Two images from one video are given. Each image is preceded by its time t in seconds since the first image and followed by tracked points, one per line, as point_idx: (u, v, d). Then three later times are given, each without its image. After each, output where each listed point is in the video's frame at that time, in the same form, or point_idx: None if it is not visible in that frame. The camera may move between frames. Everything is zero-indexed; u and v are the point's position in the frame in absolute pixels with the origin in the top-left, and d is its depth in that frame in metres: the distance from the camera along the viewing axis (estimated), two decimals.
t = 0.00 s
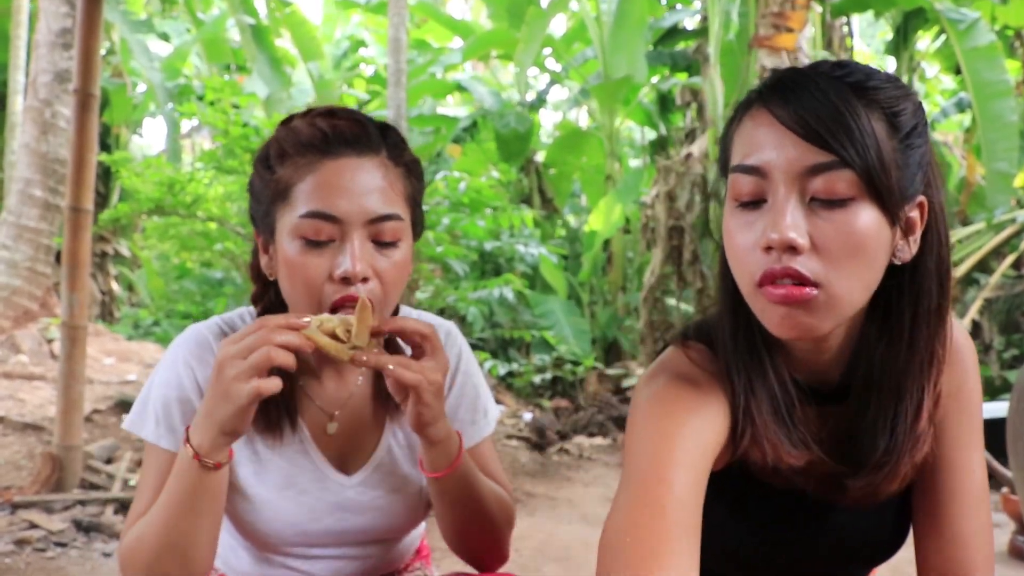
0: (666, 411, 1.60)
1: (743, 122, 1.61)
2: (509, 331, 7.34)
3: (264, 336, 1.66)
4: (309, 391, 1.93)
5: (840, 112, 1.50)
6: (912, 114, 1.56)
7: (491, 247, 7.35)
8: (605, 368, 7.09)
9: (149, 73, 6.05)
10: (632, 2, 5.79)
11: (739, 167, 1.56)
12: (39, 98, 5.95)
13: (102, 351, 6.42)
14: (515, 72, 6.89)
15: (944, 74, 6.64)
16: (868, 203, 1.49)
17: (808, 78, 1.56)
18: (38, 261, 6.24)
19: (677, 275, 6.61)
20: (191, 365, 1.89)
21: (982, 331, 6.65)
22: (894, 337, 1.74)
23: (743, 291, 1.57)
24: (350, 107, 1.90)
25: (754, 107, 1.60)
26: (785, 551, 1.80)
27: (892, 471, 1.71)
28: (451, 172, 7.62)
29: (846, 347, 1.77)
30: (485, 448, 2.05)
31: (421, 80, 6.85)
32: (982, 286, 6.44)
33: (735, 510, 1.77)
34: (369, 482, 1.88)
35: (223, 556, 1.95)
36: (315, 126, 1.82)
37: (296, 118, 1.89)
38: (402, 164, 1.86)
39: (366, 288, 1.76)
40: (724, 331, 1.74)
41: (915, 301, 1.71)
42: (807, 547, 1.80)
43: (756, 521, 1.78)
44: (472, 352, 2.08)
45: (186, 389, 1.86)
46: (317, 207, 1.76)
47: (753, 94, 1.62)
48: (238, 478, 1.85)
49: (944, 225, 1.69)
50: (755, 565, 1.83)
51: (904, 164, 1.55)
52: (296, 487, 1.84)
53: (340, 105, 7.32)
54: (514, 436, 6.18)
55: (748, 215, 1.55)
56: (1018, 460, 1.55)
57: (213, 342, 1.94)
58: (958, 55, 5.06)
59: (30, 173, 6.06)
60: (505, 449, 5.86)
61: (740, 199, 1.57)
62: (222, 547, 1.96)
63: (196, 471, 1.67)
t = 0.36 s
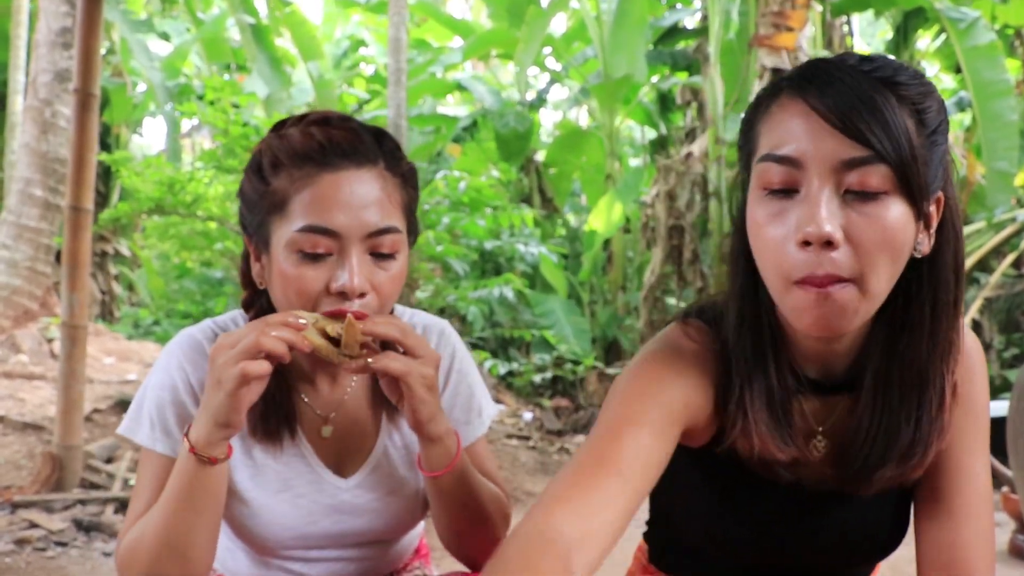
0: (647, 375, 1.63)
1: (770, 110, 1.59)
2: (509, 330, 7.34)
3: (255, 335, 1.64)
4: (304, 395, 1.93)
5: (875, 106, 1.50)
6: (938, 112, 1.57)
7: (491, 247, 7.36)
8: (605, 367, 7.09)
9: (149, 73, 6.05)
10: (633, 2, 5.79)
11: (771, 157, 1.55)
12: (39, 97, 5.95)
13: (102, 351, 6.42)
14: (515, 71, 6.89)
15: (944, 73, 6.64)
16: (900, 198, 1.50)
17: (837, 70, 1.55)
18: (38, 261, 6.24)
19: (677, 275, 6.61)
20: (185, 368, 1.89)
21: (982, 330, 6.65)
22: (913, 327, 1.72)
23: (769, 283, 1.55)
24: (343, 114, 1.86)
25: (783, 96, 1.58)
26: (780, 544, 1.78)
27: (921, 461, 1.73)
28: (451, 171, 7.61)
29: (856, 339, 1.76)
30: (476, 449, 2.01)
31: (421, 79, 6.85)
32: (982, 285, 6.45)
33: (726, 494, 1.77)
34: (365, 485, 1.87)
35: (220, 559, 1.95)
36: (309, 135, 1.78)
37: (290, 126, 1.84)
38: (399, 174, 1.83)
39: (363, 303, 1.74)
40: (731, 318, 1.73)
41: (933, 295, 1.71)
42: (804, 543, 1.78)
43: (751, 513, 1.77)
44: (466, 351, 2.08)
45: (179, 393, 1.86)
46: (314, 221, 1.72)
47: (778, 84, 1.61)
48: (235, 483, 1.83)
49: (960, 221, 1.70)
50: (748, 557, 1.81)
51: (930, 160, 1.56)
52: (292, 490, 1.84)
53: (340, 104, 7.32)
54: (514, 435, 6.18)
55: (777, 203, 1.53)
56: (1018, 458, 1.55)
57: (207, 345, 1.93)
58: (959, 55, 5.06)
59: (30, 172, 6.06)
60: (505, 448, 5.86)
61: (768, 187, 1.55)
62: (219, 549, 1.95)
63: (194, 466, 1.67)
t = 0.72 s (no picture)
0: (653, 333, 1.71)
1: (773, 103, 1.61)
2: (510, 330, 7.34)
3: (254, 338, 1.62)
4: (302, 395, 1.91)
5: (869, 91, 1.52)
6: (926, 91, 1.59)
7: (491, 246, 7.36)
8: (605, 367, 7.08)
9: (149, 73, 6.04)
10: (633, 1, 5.80)
11: (778, 146, 1.56)
12: (39, 97, 5.96)
13: (102, 351, 6.42)
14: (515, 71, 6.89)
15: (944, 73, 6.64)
16: (900, 175, 1.52)
17: (829, 60, 1.58)
18: (38, 260, 6.24)
19: (677, 275, 6.60)
20: (183, 369, 1.88)
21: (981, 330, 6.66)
22: (919, 278, 1.73)
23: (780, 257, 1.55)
24: (335, 117, 1.84)
25: (781, 90, 1.60)
26: (780, 518, 1.71)
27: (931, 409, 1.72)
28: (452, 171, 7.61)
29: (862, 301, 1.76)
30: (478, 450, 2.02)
31: (421, 79, 6.84)
32: (982, 285, 6.45)
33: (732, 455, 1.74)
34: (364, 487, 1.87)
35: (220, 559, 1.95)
36: (299, 139, 1.76)
37: (281, 129, 1.82)
38: (392, 177, 1.81)
39: (356, 310, 1.70)
40: (741, 292, 1.78)
41: (931, 254, 1.73)
42: (805, 517, 1.70)
43: (753, 480, 1.71)
44: (465, 351, 2.07)
45: (178, 395, 1.86)
46: (305, 228, 1.69)
47: (772, 80, 1.63)
48: (235, 482, 1.84)
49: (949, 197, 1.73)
50: (750, 531, 1.74)
51: (924, 136, 1.58)
52: (291, 491, 1.84)
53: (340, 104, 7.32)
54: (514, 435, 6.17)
55: (789, 186, 1.54)
56: (1018, 458, 1.55)
57: (205, 345, 1.92)
58: (958, 54, 5.05)
59: (30, 172, 6.06)
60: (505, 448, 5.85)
61: (779, 170, 1.56)
62: (218, 549, 1.95)
63: (191, 473, 1.66)
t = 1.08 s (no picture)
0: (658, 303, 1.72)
1: (784, 100, 1.58)
2: (510, 330, 7.34)
3: (252, 344, 1.63)
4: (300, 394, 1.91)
5: (878, 91, 1.51)
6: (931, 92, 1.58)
7: (491, 246, 7.37)
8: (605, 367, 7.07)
9: (149, 72, 6.04)
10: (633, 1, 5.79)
11: (791, 141, 1.53)
12: (39, 96, 5.96)
13: (102, 350, 6.42)
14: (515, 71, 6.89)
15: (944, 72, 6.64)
16: (905, 175, 1.51)
17: (841, 59, 1.56)
18: (38, 260, 6.24)
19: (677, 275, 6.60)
20: (181, 370, 1.87)
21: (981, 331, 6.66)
22: (906, 266, 1.72)
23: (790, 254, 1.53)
24: (337, 120, 1.83)
25: (795, 85, 1.58)
26: (778, 503, 1.67)
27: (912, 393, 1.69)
28: (452, 170, 7.61)
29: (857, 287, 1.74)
30: (476, 448, 2.02)
31: (421, 78, 6.85)
32: (981, 285, 6.46)
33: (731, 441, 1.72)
34: (361, 486, 1.86)
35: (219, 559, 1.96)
36: (301, 144, 1.75)
37: (283, 130, 1.81)
38: (393, 183, 1.80)
39: (355, 315, 1.70)
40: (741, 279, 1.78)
41: (920, 241, 1.71)
42: (803, 502, 1.66)
43: (751, 464, 1.68)
44: (463, 350, 2.06)
45: (176, 396, 1.85)
46: (304, 235, 1.68)
47: (784, 75, 1.61)
48: (233, 482, 1.85)
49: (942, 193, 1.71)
50: (748, 518, 1.70)
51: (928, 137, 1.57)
52: (289, 491, 1.84)
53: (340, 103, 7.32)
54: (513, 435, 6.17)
55: (800, 181, 1.51)
56: (1019, 458, 1.55)
57: (203, 346, 1.91)
58: (958, 55, 5.05)
59: (29, 171, 6.05)
60: (504, 447, 5.84)
61: (790, 166, 1.53)
62: (217, 548, 1.95)
63: (186, 479, 1.67)
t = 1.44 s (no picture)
0: (703, 342, 1.59)
1: (812, 98, 1.56)
2: (509, 329, 7.34)
3: (250, 348, 1.63)
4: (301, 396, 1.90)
5: (908, 93, 1.49)
6: (957, 95, 1.56)
7: (491, 245, 7.38)
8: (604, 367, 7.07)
9: (148, 72, 6.04)
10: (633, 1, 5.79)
11: (823, 138, 1.51)
12: (39, 96, 5.96)
13: (102, 350, 6.41)
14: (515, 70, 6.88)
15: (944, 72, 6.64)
16: (939, 175, 1.50)
17: (869, 60, 1.53)
18: (38, 260, 6.24)
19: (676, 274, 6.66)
20: (181, 370, 1.88)
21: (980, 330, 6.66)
22: (938, 279, 1.71)
23: (818, 255, 1.53)
24: (333, 123, 1.81)
25: (825, 82, 1.55)
26: (818, 518, 1.65)
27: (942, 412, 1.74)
28: (451, 170, 7.61)
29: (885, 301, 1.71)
30: (479, 447, 2.02)
31: (420, 78, 6.85)
32: (981, 284, 6.46)
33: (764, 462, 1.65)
34: (362, 485, 1.87)
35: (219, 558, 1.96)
36: (296, 146, 1.73)
37: (278, 133, 1.80)
38: (391, 185, 1.78)
39: (352, 317, 1.71)
40: (769, 289, 1.67)
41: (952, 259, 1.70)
42: (843, 517, 1.66)
43: (791, 484, 1.63)
44: (464, 351, 2.05)
45: (177, 396, 1.85)
46: (300, 239, 1.67)
47: (812, 73, 1.58)
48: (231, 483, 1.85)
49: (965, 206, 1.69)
50: (783, 534, 1.67)
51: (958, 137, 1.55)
52: (289, 491, 1.84)
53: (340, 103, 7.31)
54: (513, 435, 6.17)
55: (832, 182, 1.50)
56: (1018, 458, 1.55)
57: (202, 346, 1.92)
58: (958, 54, 5.05)
59: (29, 171, 6.05)
60: (504, 447, 5.84)
61: (819, 167, 1.52)
62: (217, 547, 1.95)
63: (187, 480, 1.67)
